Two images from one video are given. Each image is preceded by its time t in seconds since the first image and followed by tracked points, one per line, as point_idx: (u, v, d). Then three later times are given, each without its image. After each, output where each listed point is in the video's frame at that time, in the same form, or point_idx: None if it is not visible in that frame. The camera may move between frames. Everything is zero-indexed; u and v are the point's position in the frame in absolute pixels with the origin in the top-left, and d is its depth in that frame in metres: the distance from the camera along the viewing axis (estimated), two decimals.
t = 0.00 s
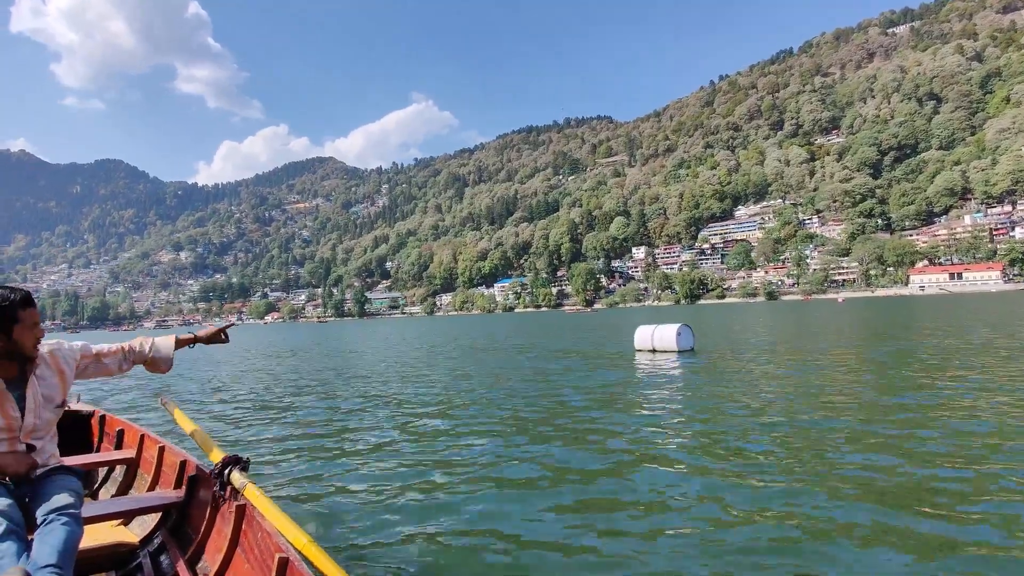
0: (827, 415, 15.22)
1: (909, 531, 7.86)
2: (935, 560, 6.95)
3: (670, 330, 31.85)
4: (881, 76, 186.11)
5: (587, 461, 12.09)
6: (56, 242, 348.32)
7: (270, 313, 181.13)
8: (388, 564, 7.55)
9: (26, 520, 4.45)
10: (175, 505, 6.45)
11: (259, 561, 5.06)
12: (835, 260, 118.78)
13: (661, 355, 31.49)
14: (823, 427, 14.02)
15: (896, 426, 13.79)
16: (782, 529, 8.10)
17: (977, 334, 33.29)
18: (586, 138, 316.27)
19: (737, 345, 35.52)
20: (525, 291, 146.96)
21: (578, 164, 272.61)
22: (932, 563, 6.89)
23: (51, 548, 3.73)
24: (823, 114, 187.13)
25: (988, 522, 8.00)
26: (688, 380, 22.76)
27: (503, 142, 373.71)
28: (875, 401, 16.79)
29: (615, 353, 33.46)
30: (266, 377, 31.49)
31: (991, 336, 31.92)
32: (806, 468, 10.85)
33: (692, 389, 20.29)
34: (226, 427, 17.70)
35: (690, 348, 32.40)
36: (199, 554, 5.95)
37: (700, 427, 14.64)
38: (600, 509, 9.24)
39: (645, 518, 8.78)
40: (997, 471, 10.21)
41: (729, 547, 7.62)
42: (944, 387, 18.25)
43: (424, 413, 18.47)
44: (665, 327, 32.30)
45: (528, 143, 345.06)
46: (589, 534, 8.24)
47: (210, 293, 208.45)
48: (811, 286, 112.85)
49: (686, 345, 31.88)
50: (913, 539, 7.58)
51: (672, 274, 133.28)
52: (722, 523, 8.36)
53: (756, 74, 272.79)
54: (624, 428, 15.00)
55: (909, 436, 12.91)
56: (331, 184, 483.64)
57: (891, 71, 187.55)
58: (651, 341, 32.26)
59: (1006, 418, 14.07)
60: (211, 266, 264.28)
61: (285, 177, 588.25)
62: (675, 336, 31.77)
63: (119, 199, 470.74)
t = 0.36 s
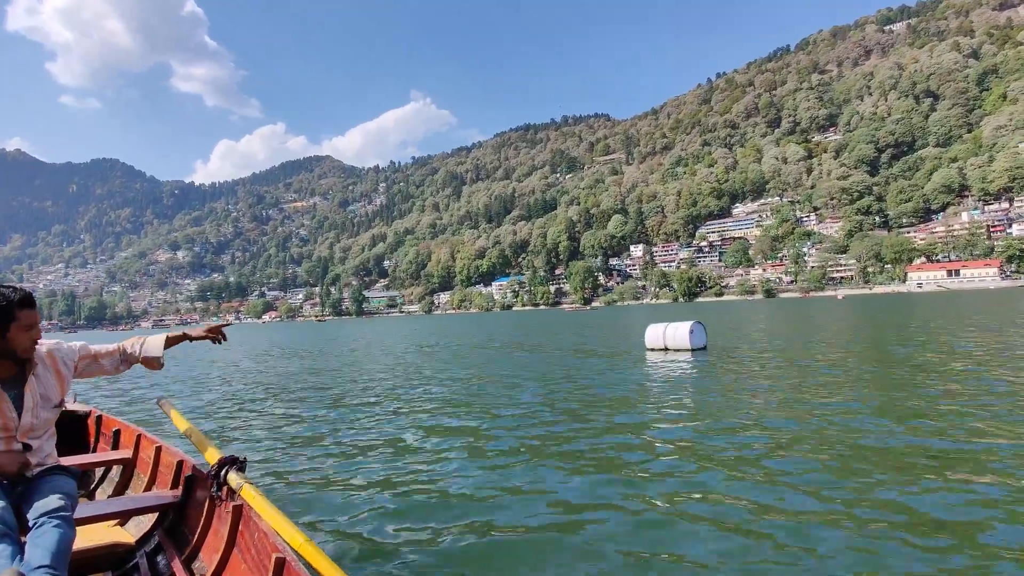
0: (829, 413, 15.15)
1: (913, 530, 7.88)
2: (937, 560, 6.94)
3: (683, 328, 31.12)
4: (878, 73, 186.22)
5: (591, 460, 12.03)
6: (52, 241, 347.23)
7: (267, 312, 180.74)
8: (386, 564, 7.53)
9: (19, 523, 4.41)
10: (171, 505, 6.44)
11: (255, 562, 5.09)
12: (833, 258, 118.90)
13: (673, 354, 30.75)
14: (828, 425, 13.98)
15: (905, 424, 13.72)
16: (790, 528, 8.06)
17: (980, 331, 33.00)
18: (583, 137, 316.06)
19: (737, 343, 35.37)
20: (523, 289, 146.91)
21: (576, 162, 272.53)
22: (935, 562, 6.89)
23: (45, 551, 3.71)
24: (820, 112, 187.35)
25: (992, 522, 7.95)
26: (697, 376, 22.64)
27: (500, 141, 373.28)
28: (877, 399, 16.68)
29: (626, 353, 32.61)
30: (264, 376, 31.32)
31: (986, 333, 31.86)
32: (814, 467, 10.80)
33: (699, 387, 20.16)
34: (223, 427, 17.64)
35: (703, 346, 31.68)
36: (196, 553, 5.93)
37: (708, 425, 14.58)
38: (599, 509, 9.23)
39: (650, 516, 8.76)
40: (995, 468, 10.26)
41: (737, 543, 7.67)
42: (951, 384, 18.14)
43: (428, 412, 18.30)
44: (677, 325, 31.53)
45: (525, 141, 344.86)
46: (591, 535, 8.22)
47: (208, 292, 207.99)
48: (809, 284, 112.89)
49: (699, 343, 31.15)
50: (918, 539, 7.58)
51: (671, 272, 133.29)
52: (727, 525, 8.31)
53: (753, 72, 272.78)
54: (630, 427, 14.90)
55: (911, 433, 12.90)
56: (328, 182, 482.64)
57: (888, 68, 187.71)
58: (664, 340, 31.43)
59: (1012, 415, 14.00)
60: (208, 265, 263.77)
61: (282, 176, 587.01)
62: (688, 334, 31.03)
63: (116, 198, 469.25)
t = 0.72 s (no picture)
0: (824, 412, 15.13)
1: (906, 523, 7.88)
2: (932, 555, 6.89)
3: (688, 327, 30.64)
4: (866, 73, 187.62)
5: (586, 459, 11.97)
6: (38, 240, 343.16)
7: (257, 311, 179.69)
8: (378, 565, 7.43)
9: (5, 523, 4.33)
10: (158, 505, 6.37)
11: (244, 560, 5.04)
12: (822, 257, 119.80)
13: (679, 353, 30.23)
14: (825, 422, 13.96)
15: (900, 422, 13.71)
16: (786, 524, 7.99)
17: (973, 330, 33.03)
18: (574, 135, 316.35)
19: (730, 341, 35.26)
20: (514, 288, 146.99)
21: (567, 161, 272.75)
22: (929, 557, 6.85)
23: (29, 552, 3.67)
24: (809, 112, 188.69)
25: (985, 516, 7.96)
26: (696, 375, 22.44)
27: (491, 139, 372.89)
28: (874, 397, 16.62)
29: (629, 352, 31.99)
30: (255, 376, 31.03)
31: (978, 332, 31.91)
32: (810, 463, 10.77)
33: (694, 386, 20.08)
34: (212, 427, 17.49)
35: (708, 346, 31.24)
36: (184, 554, 5.87)
37: (706, 423, 14.51)
38: (593, 505, 9.16)
39: (647, 513, 8.67)
40: (986, 465, 10.30)
41: (727, 538, 7.61)
42: (950, 382, 18.07)
43: (425, 412, 18.08)
44: (683, 323, 30.98)
45: (516, 140, 344.65)
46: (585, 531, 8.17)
47: (196, 292, 206.35)
48: (799, 282, 113.57)
49: (705, 342, 30.65)
50: (911, 533, 7.56)
51: (662, 271, 133.74)
52: (723, 520, 8.27)
53: (742, 71, 274.15)
54: (623, 425, 14.85)
55: (906, 431, 12.86)
56: (318, 180, 479.98)
57: (875, 68, 189.29)
58: (668, 338, 30.86)
59: (1010, 413, 13.97)
60: (196, 264, 261.68)
61: (271, 174, 583.32)
62: (695, 333, 30.52)
63: (103, 196, 464.35)
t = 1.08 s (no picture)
0: (813, 410, 15.23)
1: (897, 528, 7.93)
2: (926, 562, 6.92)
3: (689, 325, 30.36)
4: (849, 74, 189.81)
5: (577, 458, 11.96)
6: (17, 238, 337.56)
7: (242, 310, 178.18)
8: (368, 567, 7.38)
9: None
10: (142, 507, 6.30)
11: (227, 561, 5.01)
12: (806, 255, 121.14)
13: (681, 351, 30.00)
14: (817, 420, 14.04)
15: (889, 420, 13.78)
16: (783, 529, 8.01)
17: (957, 328, 33.35)
18: (561, 134, 316.88)
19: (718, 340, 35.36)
20: (502, 286, 147.09)
21: (554, 160, 273.13)
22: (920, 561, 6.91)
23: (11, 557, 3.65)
24: (794, 112, 190.46)
25: (977, 520, 8.01)
26: (692, 374, 22.39)
27: (478, 138, 372.49)
28: (861, 395, 16.77)
29: (628, 351, 31.77)
30: (242, 375, 30.82)
31: (963, 330, 32.25)
32: (804, 464, 10.80)
33: (683, 384, 20.16)
34: (198, 427, 17.33)
35: (709, 344, 31.00)
36: (168, 556, 5.83)
37: (699, 422, 14.55)
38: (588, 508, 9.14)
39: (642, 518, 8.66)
40: (975, 464, 10.38)
41: (716, 545, 7.63)
42: (946, 381, 18.14)
43: (412, 412, 17.97)
44: (683, 320, 30.67)
45: (503, 138, 344.46)
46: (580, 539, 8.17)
47: (180, 290, 204.17)
48: (783, 281, 114.70)
49: (706, 341, 30.40)
50: (906, 539, 7.59)
51: (648, 269, 134.51)
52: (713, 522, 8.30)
53: (728, 71, 275.78)
54: (613, 425, 14.85)
55: (896, 429, 12.98)
56: (304, 177, 476.78)
57: (858, 69, 191.47)
58: (668, 336, 30.56)
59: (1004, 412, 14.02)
60: (180, 262, 258.87)
61: (256, 171, 578.50)
62: (695, 331, 30.28)
63: (84, 193, 457.64)
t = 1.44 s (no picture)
0: (806, 406, 15.30)
1: (906, 525, 7.72)
2: (929, 555, 6.78)
3: (696, 320, 30.25)
4: (838, 70, 191.07)
5: (572, 454, 11.95)
6: None
7: (230, 306, 176.77)
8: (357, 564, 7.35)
9: None
10: (127, 506, 6.21)
11: (214, 561, 4.96)
12: (795, 251, 122.03)
13: (687, 347, 29.99)
14: (827, 420, 13.69)
15: (884, 416, 13.86)
16: (781, 523, 7.87)
17: (946, 323, 33.66)
18: (551, 130, 316.65)
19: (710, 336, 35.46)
20: (492, 281, 147.14)
21: (544, 155, 273.02)
22: (920, 553, 6.88)
23: None
24: (783, 108, 191.37)
25: (984, 517, 7.84)
26: (697, 371, 22.17)
27: (468, 132, 371.53)
28: (855, 391, 16.86)
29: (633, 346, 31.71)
30: (233, 372, 30.52)
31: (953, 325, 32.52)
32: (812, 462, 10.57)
33: (676, 380, 20.17)
34: (187, 424, 17.17)
35: (716, 338, 30.96)
36: (153, 555, 5.77)
37: (706, 419, 14.30)
38: (586, 507, 8.91)
39: (644, 516, 8.44)
40: (970, 458, 10.44)
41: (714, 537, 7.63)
42: (951, 376, 17.98)
43: (406, 409, 17.86)
44: (689, 316, 30.56)
45: (493, 133, 343.61)
46: (573, 531, 8.08)
47: (167, 285, 202.22)
48: (772, 276, 115.43)
49: (712, 335, 30.39)
50: (915, 536, 7.40)
51: (639, 265, 134.96)
52: (710, 518, 8.29)
53: (718, 66, 276.57)
54: (609, 421, 14.83)
55: (906, 427, 12.70)
56: (292, 172, 473.17)
57: (847, 66, 192.63)
58: (675, 332, 30.59)
59: (1013, 407, 13.87)
60: (167, 258, 256.44)
61: (244, 166, 573.53)
62: (702, 326, 30.23)
63: (68, 187, 451.65)
